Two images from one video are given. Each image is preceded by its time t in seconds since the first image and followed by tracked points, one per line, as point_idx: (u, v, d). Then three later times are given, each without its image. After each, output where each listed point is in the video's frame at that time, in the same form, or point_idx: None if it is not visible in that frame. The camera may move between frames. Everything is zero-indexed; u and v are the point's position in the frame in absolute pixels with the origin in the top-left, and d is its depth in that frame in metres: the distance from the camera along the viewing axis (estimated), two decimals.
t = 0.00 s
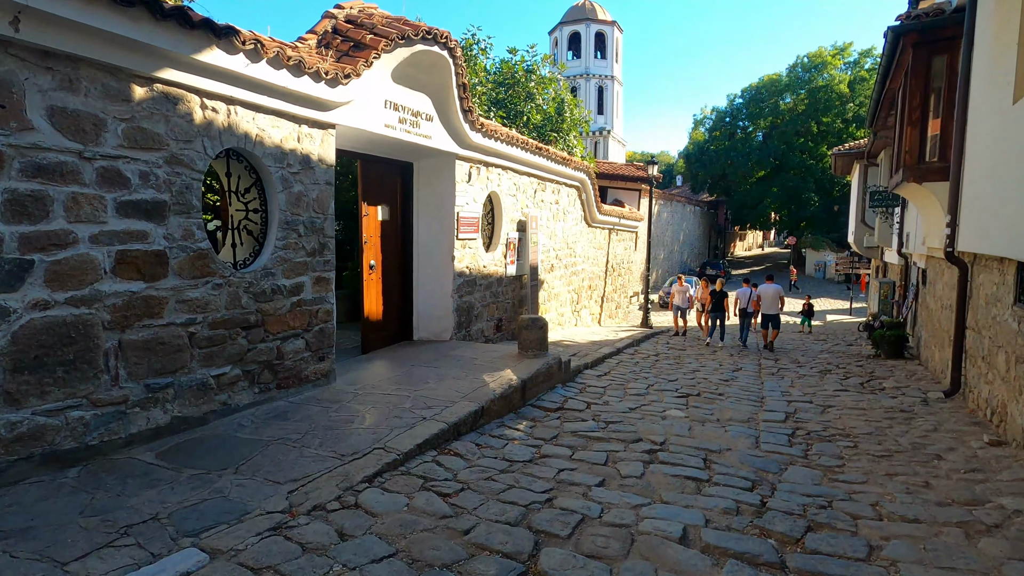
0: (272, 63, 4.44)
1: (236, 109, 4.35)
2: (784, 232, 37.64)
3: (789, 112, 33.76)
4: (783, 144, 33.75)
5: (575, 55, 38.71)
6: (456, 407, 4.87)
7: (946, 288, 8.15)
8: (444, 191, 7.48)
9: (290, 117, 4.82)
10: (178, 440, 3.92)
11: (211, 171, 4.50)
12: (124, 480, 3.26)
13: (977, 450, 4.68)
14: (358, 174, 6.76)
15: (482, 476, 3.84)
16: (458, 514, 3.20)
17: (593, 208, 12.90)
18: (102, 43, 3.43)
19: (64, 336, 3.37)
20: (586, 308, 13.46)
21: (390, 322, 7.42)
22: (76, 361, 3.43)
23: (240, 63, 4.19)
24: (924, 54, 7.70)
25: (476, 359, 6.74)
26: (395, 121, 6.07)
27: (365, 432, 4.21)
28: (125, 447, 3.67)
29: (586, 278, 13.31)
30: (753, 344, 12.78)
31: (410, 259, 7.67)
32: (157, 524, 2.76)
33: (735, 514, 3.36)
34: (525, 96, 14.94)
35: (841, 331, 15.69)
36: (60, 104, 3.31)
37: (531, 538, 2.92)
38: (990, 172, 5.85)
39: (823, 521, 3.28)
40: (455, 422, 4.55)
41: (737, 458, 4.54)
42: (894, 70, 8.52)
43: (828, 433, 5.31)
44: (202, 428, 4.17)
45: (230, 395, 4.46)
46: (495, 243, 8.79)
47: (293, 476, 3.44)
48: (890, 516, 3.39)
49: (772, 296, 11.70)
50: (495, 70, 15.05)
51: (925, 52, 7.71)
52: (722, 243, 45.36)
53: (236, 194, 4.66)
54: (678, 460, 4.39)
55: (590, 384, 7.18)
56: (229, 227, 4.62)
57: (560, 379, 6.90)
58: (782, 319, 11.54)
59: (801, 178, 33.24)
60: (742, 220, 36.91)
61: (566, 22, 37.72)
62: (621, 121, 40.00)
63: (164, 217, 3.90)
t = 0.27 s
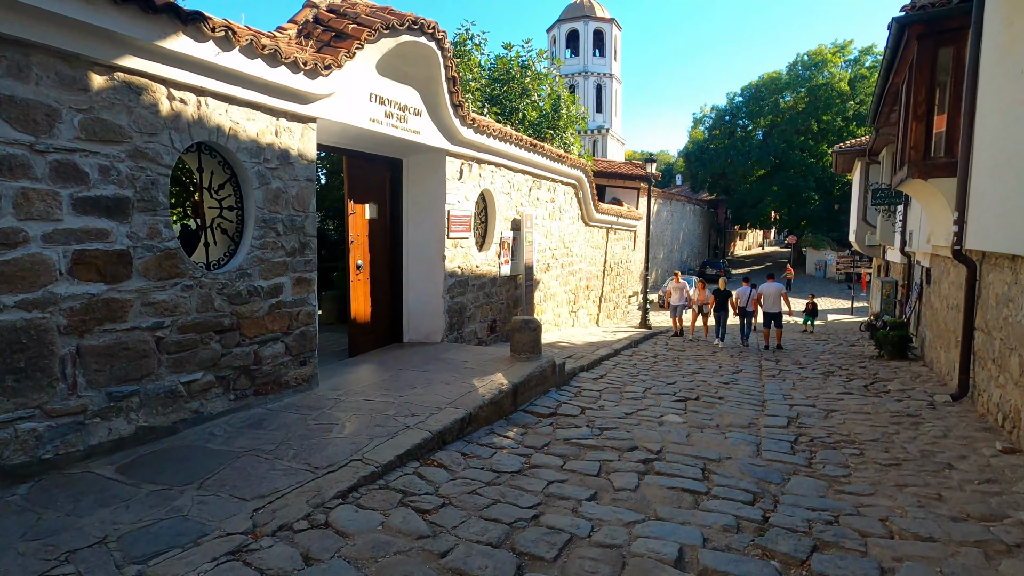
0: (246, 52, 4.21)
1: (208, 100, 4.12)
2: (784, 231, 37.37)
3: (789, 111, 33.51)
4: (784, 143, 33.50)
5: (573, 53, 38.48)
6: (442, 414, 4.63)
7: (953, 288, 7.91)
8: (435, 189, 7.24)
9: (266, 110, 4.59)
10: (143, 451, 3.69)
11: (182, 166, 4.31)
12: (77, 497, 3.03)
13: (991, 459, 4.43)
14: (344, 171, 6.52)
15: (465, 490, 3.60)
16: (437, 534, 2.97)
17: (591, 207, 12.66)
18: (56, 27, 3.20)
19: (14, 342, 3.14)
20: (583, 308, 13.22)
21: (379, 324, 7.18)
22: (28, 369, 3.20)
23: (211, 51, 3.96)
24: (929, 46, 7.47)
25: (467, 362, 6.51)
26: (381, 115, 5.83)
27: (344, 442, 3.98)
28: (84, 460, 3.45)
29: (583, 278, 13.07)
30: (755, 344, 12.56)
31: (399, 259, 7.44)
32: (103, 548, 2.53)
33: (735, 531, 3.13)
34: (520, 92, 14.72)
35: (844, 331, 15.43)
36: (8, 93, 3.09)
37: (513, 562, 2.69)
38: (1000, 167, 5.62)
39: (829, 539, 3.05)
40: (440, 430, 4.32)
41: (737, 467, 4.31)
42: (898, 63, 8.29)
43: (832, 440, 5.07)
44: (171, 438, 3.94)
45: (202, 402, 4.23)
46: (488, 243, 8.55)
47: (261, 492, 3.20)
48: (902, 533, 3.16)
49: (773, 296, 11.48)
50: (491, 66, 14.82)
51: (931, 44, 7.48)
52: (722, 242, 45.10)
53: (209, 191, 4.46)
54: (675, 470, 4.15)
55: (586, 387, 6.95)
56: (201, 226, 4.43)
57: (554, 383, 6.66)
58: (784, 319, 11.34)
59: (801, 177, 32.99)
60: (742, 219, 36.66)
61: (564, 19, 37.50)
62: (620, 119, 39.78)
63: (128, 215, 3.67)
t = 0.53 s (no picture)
0: (211, 38, 3.98)
1: (170, 89, 3.88)
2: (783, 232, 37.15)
3: (787, 111, 33.31)
4: (782, 143, 33.26)
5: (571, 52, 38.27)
6: (422, 421, 4.39)
7: (956, 288, 7.67)
8: (421, 186, 7.00)
9: (236, 101, 4.35)
10: (96, 463, 3.46)
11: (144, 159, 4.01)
12: (14, 515, 2.79)
13: (1001, 469, 4.19)
14: (326, 167, 6.29)
15: (441, 504, 3.36)
16: (405, 556, 2.73)
17: (586, 205, 12.42)
18: None
19: None
20: (578, 309, 12.99)
21: (364, 326, 6.93)
22: None
23: (172, 37, 3.73)
24: (931, 39, 7.22)
25: (454, 365, 6.27)
26: (363, 108, 5.59)
27: (314, 452, 3.73)
28: (29, 473, 3.21)
29: (578, 278, 12.84)
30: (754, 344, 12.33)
31: (385, 259, 7.20)
32: None
33: (729, 551, 2.89)
34: (514, 90, 14.51)
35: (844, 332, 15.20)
36: None
37: None
38: (1007, 161, 5.39)
39: (831, 559, 2.81)
40: (419, 439, 4.08)
41: (732, 477, 4.07)
42: (899, 56, 8.06)
43: (834, 448, 4.83)
44: (130, 448, 3.70)
45: (165, 410, 3.98)
46: (479, 242, 8.31)
47: (217, 508, 2.96)
48: (910, 553, 2.92)
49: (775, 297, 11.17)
50: (484, 63, 14.60)
51: (933, 36, 7.23)
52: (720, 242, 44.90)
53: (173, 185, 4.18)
54: (667, 481, 3.90)
55: (578, 391, 6.70)
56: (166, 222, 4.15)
57: (544, 387, 6.43)
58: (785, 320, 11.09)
59: (800, 177, 32.78)
60: (741, 219, 36.44)
61: (561, 18, 37.30)
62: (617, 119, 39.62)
63: (81, 210, 3.43)
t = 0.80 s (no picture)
0: (170, 24, 3.74)
1: (126, 78, 3.64)
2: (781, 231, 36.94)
3: (785, 110, 33.10)
4: (780, 143, 33.03)
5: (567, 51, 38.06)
6: (398, 429, 4.15)
7: (959, 287, 7.44)
8: (406, 183, 6.76)
9: (199, 91, 4.11)
10: (41, 479, 3.22)
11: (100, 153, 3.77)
12: None
13: (1010, 480, 3.96)
14: (306, 163, 6.06)
15: (411, 522, 3.12)
16: None
17: (580, 204, 12.20)
18: None
19: None
20: (572, 310, 12.75)
21: (346, 328, 6.69)
22: None
23: (125, 22, 3.49)
24: (932, 32, 7.00)
25: (438, 369, 6.03)
26: (341, 102, 5.36)
27: (277, 464, 3.50)
28: None
29: (572, 278, 12.60)
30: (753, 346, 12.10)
31: (369, 258, 6.96)
32: None
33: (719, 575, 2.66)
34: (507, 86, 14.30)
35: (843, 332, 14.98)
36: None
37: None
38: (1012, 155, 5.16)
39: None
40: (393, 449, 3.84)
41: (725, 489, 3.83)
42: (900, 50, 7.85)
43: (833, 456, 4.59)
44: (81, 461, 3.47)
45: (123, 419, 3.74)
46: (467, 241, 8.08)
47: (163, 529, 2.73)
48: None
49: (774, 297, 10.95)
50: (476, 59, 14.38)
51: (934, 29, 7.00)
52: (719, 242, 44.70)
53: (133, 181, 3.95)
54: (656, 494, 3.67)
55: (568, 396, 6.46)
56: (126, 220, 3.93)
57: (532, 391, 6.19)
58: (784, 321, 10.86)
59: (798, 176, 32.57)
60: (739, 219, 36.25)
61: (557, 17, 37.09)
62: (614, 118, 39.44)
63: (24, 206, 3.20)
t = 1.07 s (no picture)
0: (125, 7, 3.50)
1: (76, 64, 3.39)
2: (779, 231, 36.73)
3: (783, 110, 32.90)
4: (778, 143, 32.82)
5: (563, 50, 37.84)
6: (373, 440, 3.90)
7: (962, 288, 7.22)
8: (390, 180, 6.52)
9: (160, 81, 3.86)
10: None
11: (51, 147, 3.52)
12: None
13: None
14: (284, 159, 5.81)
15: (379, 544, 2.87)
16: None
17: (574, 203, 11.96)
18: None
19: None
20: (567, 311, 12.51)
21: (328, 331, 6.44)
22: None
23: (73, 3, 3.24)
24: (934, 24, 6.79)
25: (422, 374, 5.78)
26: (318, 94, 5.11)
27: (238, 479, 3.25)
28: None
29: (567, 279, 12.36)
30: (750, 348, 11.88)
31: (352, 258, 6.71)
32: None
33: None
34: (499, 83, 14.09)
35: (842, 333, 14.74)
36: None
37: None
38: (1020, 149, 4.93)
39: None
40: (365, 462, 3.59)
41: (721, 503, 3.59)
42: (900, 44, 7.64)
43: (835, 465, 4.35)
44: (26, 478, 3.22)
45: (75, 431, 3.49)
46: (456, 241, 7.83)
47: (100, 556, 2.48)
48: None
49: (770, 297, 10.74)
50: (467, 56, 14.17)
51: (937, 21, 6.78)
52: (716, 242, 44.48)
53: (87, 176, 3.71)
54: (646, 510, 3.43)
55: (558, 401, 6.22)
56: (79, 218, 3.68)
57: (521, 397, 5.94)
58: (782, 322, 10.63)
59: (796, 176, 32.36)
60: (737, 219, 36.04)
61: (553, 16, 36.88)
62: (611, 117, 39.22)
63: None
